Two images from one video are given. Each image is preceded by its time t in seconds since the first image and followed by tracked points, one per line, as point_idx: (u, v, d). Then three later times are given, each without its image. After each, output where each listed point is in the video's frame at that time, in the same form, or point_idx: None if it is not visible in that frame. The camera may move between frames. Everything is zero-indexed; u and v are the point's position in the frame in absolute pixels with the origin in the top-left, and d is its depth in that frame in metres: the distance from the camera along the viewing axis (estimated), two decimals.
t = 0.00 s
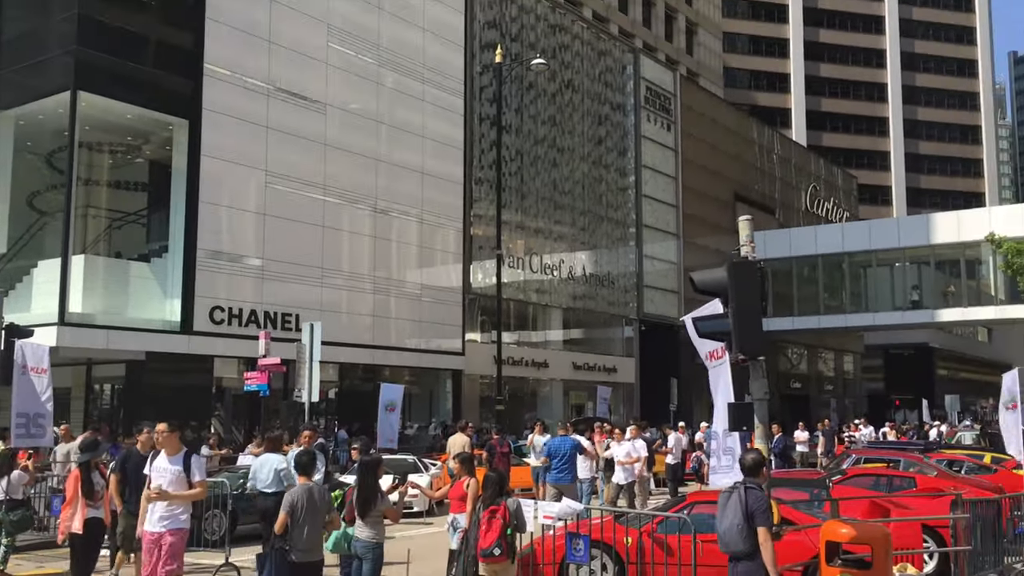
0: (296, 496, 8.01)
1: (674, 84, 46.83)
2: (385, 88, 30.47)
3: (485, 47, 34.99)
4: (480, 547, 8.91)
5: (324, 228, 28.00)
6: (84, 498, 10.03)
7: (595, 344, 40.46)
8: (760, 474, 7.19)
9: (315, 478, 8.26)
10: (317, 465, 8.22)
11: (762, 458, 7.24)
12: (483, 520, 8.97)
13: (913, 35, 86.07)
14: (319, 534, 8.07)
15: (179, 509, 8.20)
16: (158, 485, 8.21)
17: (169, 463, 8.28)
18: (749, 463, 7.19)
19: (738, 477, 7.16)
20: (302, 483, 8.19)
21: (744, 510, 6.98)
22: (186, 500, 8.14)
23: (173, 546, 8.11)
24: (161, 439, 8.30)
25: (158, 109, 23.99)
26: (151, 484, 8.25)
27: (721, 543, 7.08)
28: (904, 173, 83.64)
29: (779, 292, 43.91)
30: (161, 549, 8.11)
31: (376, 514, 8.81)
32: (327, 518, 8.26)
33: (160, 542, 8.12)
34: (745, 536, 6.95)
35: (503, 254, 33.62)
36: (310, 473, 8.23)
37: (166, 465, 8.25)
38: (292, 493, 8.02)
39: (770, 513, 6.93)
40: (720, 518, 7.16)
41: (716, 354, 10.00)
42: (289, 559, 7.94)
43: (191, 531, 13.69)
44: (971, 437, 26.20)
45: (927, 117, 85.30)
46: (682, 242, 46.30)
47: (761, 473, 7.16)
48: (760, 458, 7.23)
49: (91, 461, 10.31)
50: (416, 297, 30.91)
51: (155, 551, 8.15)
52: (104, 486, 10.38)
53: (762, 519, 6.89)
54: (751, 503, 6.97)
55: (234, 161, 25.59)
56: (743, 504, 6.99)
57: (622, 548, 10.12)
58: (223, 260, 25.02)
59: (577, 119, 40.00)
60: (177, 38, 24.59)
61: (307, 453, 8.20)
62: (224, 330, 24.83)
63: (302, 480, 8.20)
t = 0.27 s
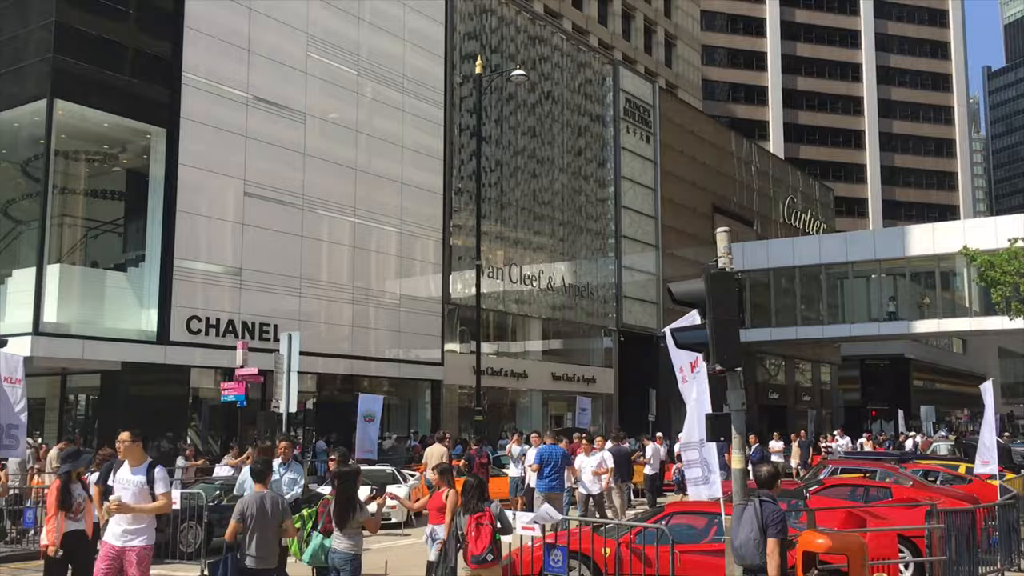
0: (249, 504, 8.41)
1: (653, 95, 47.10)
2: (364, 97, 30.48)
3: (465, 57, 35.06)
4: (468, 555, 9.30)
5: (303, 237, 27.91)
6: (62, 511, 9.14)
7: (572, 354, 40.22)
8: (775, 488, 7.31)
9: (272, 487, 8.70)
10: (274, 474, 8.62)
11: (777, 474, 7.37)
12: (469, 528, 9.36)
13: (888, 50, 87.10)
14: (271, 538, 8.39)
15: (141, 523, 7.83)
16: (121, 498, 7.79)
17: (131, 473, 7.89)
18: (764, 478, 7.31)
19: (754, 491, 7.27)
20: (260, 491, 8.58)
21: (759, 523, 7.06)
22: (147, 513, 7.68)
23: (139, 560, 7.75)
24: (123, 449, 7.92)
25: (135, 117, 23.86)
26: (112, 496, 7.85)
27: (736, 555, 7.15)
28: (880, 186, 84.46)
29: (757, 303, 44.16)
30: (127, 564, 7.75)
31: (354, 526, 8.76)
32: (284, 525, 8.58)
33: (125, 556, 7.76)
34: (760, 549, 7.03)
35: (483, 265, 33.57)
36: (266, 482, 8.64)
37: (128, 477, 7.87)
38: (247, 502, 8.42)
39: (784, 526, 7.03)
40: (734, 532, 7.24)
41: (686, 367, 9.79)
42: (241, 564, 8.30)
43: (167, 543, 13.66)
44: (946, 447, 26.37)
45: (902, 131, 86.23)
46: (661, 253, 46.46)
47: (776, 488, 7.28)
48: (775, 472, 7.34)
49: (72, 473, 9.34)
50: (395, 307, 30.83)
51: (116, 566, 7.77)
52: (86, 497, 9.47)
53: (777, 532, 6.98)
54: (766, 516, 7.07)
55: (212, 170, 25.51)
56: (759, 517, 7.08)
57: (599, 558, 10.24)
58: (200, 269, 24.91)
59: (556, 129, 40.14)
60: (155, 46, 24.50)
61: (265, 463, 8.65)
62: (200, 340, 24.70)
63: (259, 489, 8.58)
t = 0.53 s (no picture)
0: (207, 514, 8.92)
1: (632, 107, 47.32)
2: (344, 107, 30.44)
3: (445, 67, 35.06)
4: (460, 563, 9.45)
5: (281, 247, 27.78)
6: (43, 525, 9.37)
7: (551, 364, 40.27)
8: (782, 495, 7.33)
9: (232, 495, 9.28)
10: (233, 484, 9.21)
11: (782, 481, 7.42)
12: (457, 537, 9.57)
13: (865, 63, 87.94)
14: (233, 545, 8.92)
15: (95, 544, 7.77)
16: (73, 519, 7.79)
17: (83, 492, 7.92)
18: (771, 484, 7.34)
19: (763, 497, 7.26)
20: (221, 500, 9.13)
21: (775, 528, 7.02)
22: (101, 532, 7.73)
23: None
24: (71, 468, 7.97)
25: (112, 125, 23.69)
26: (65, 515, 7.87)
27: (748, 559, 7.04)
28: (856, 198, 85.22)
29: (735, 314, 44.36)
30: None
31: (331, 536, 8.73)
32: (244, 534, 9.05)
33: None
34: (773, 553, 6.96)
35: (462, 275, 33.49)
36: (226, 492, 9.23)
37: (80, 495, 7.88)
38: (205, 512, 8.92)
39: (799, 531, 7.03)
40: (745, 537, 7.14)
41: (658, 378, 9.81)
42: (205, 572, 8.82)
43: (142, 554, 13.38)
44: (922, 458, 26.60)
45: (879, 144, 87.03)
46: (640, 264, 46.62)
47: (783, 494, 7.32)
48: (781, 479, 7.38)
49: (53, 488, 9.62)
50: (373, 317, 30.73)
51: None
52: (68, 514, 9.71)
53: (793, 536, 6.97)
54: (781, 521, 7.04)
55: (190, 179, 25.37)
56: (774, 522, 7.03)
57: (578, 569, 10.24)
58: (177, 278, 24.74)
59: (536, 140, 40.23)
60: (132, 54, 24.36)
61: (225, 474, 9.26)
62: (177, 350, 24.51)
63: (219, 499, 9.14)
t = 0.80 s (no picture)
0: (173, 522, 9.24)
1: (613, 116, 47.50)
2: (324, 114, 30.38)
3: (426, 75, 35.04)
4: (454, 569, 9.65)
5: (260, 254, 27.65)
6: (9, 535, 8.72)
7: (532, 373, 40.29)
8: (784, 504, 7.79)
9: (200, 505, 9.58)
10: (201, 493, 9.51)
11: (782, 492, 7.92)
12: (450, 546, 9.75)
13: (843, 75, 88.67)
14: (198, 553, 9.18)
15: (42, 551, 7.37)
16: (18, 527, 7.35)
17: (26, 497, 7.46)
18: (773, 495, 7.82)
19: (766, 506, 7.73)
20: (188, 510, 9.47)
21: (779, 537, 7.49)
22: (48, 540, 7.30)
23: None
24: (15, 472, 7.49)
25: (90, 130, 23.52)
26: (10, 520, 7.44)
27: (755, 567, 7.51)
28: (834, 208, 85.93)
29: (714, 323, 44.54)
30: None
31: (309, 545, 8.66)
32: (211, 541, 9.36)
33: None
34: (779, 561, 7.44)
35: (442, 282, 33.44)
36: (195, 501, 9.53)
37: (24, 501, 7.41)
38: (172, 520, 9.25)
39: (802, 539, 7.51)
40: (751, 546, 7.62)
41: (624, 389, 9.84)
42: None
43: (119, 562, 13.14)
44: (898, 466, 26.79)
45: (856, 154, 87.76)
46: (620, 272, 46.74)
47: (784, 504, 7.81)
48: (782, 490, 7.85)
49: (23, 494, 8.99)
50: (353, 325, 30.61)
51: None
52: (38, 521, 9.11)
53: (798, 544, 7.45)
54: (785, 530, 7.51)
55: (169, 185, 25.22)
56: (778, 531, 7.51)
57: None
58: (155, 285, 24.57)
59: (517, 148, 40.30)
60: (112, 60, 24.21)
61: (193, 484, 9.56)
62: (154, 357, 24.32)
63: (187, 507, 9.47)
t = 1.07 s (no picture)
0: (145, 525, 9.17)
1: (594, 122, 47.63)
2: (305, 118, 30.29)
3: (407, 80, 34.99)
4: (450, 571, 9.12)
5: (240, 258, 27.50)
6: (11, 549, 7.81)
7: (512, 378, 40.29)
8: (782, 503, 8.28)
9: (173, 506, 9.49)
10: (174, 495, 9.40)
11: (781, 490, 8.37)
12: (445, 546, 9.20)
13: (822, 83, 89.36)
14: (167, 557, 9.11)
15: None
16: None
17: None
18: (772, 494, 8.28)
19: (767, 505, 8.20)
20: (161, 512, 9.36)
21: (779, 535, 7.99)
22: None
23: None
24: None
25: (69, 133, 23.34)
26: None
27: (755, 564, 7.98)
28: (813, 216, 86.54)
29: (694, 329, 44.68)
30: None
31: (286, 552, 8.61)
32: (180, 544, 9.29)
33: None
34: (779, 558, 7.92)
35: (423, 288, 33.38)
36: (168, 502, 9.41)
37: None
38: (144, 522, 9.17)
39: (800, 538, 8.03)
40: (752, 543, 8.08)
41: (608, 393, 9.77)
42: None
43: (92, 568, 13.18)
44: (876, 472, 26.96)
45: (835, 162, 88.42)
46: (601, 278, 46.84)
47: (782, 502, 8.28)
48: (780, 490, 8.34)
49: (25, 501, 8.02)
50: (333, 330, 30.49)
51: None
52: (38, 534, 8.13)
53: (796, 542, 7.96)
54: (785, 529, 8.02)
55: (148, 189, 25.06)
56: (779, 530, 8.00)
57: None
58: (133, 290, 24.39)
59: (498, 154, 40.34)
60: (90, 63, 24.04)
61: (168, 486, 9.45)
62: (132, 362, 24.12)
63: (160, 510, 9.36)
